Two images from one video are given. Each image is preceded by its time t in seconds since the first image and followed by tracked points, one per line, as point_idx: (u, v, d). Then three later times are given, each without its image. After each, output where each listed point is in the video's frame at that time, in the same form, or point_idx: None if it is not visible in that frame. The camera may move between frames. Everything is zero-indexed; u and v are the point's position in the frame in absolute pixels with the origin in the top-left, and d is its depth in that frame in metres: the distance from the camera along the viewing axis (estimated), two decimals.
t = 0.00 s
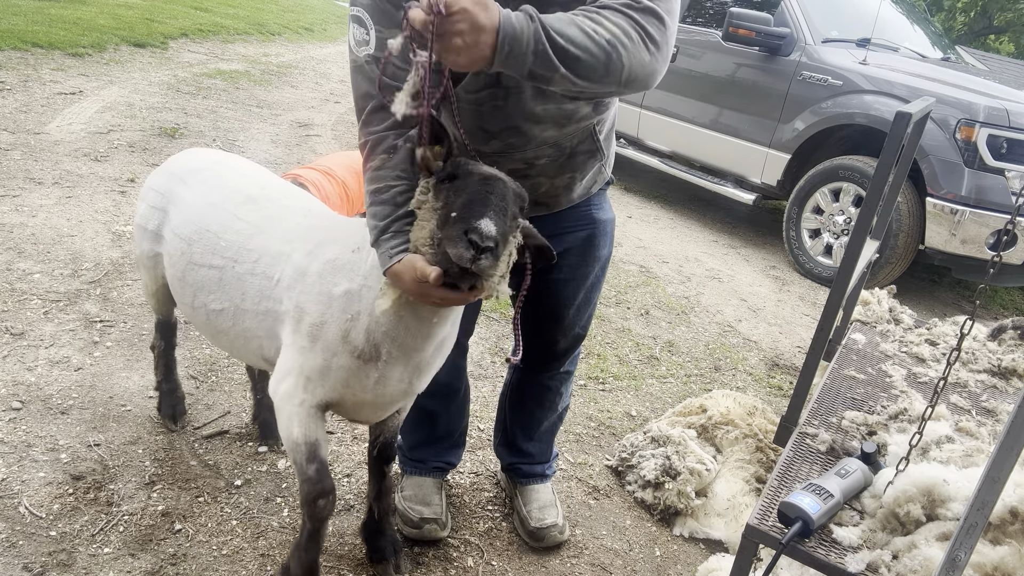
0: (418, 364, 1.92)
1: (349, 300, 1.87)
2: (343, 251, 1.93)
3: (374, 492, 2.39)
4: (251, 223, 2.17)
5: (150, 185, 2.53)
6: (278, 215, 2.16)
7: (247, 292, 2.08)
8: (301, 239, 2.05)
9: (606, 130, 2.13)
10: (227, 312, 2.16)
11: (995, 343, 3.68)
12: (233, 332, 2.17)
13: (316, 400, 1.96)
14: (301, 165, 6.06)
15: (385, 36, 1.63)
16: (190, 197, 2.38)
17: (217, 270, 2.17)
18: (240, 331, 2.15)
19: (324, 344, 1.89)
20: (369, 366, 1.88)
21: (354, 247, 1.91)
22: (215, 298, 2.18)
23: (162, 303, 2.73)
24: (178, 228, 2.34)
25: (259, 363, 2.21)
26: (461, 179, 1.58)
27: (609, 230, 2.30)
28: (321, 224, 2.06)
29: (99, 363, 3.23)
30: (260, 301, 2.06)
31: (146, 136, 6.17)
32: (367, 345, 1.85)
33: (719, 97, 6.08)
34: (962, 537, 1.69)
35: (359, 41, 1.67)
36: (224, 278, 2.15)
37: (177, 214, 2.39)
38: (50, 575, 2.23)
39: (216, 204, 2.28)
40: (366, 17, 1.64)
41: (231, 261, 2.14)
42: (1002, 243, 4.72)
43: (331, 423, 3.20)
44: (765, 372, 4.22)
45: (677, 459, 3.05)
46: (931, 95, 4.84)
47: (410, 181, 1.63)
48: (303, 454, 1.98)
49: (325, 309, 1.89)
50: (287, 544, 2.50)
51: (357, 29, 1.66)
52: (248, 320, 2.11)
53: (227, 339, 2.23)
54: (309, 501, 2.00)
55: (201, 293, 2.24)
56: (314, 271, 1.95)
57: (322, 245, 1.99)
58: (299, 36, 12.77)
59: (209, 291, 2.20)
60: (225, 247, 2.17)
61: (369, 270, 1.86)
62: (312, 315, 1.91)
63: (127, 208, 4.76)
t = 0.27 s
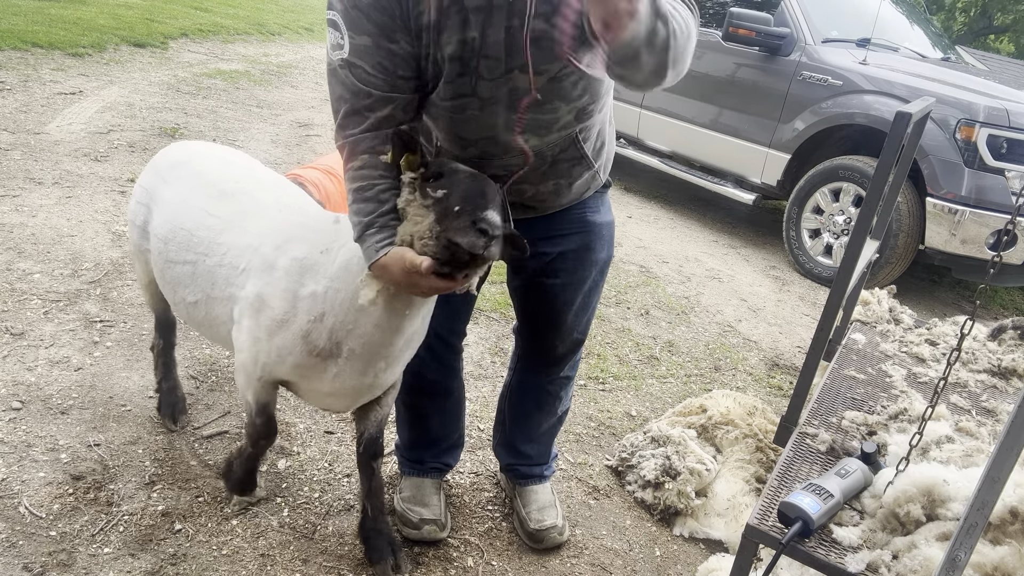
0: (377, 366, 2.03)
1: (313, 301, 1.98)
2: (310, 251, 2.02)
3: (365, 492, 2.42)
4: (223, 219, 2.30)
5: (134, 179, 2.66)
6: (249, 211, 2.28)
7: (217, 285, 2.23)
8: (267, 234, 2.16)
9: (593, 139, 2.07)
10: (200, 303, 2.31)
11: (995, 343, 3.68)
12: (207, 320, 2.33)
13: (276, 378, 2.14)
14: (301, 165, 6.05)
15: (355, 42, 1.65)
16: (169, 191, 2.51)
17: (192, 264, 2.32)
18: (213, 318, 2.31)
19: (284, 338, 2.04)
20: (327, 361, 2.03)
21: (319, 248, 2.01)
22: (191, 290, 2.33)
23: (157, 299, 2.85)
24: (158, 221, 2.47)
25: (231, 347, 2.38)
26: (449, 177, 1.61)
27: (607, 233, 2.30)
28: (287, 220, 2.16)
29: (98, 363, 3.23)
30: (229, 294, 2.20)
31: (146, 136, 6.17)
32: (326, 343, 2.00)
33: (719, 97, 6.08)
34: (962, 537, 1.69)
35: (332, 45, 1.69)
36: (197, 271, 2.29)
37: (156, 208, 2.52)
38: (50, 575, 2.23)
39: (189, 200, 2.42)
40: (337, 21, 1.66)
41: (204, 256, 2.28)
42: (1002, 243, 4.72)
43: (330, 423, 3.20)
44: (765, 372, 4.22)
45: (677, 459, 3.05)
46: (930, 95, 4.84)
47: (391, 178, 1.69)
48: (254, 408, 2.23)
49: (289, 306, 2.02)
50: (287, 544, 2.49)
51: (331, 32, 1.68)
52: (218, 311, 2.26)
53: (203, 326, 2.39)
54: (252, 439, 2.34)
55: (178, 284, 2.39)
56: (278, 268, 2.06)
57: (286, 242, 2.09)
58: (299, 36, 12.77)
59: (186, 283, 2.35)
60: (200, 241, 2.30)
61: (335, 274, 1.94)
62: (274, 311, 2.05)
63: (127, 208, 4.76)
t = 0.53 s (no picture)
0: (360, 339, 2.24)
1: (308, 273, 2.17)
2: (307, 228, 2.22)
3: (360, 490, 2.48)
4: (219, 200, 2.51)
5: (136, 169, 2.88)
6: (245, 195, 2.50)
7: (211, 257, 2.43)
8: (263, 213, 2.37)
9: (586, 148, 2.10)
10: (193, 276, 2.51)
11: (995, 343, 3.68)
12: (197, 292, 2.53)
13: (268, 346, 2.32)
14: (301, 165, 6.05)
15: (331, 56, 1.78)
16: (165, 176, 2.71)
17: (185, 240, 2.51)
18: (203, 290, 2.51)
19: (277, 305, 2.23)
20: (315, 330, 2.21)
21: (315, 226, 2.21)
22: (183, 264, 2.53)
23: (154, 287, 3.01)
24: (153, 201, 2.67)
25: (219, 321, 2.57)
26: (441, 191, 1.89)
27: (603, 233, 2.31)
28: (282, 202, 2.38)
29: (98, 363, 3.24)
30: (222, 264, 2.40)
31: (146, 136, 6.17)
32: (318, 313, 2.18)
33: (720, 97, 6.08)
34: (962, 537, 1.69)
35: (316, 50, 1.82)
36: (191, 246, 2.49)
37: (151, 190, 2.72)
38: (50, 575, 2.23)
39: (185, 182, 2.64)
40: (319, 31, 1.78)
41: (199, 232, 2.48)
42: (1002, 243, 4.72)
43: (330, 423, 3.20)
44: (765, 372, 4.22)
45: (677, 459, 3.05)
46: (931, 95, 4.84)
47: (382, 183, 1.91)
48: (245, 378, 2.39)
49: (285, 276, 2.22)
50: (287, 544, 2.49)
51: (315, 38, 1.81)
52: (210, 282, 2.45)
53: (193, 300, 2.58)
54: (241, 408, 2.46)
55: (171, 260, 2.59)
56: (275, 242, 2.26)
57: (282, 220, 2.30)
58: (299, 36, 12.76)
59: (179, 257, 2.55)
60: (196, 219, 2.51)
61: (331, 249, 2.14)
62: (269, 279, 2.24)
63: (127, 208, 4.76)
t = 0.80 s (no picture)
0: (366, 320, 2.45)
1: (315, 262, 2.36)
2: (310, 219, 2.40)
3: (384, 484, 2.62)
4: (220, 190, 2.66)
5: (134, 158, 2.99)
6: (245, 185, 2.65)
7: (217, 247, 2.58)
8: (266, 204, 2.53)
9: (582, 156, 2.11)
10: (199, 265, 2.66)
11: (995, 343, 3.68)
12: (203, 280, 2.68)
13: (279, 332, 2.50)
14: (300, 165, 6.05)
15: (329, 64, 1.84)
16: (165, 167, 2.84)
17: (190, 229, 2.66)
18: (209, 279, 2.66)
19: (288, 292, 2.41)
20: (325, 315, 2.41)
21: (318, 216, 2.39)
22: (188, 253, 2.68)
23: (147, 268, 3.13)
24: (155, 192, 2.81)
25: (227, 306, 2.73)
26: (421, 182, 2.04)
27: (603, 229, 2.32)
28: (283, 191, 2.55)
29: (98, 363, 3.24)
30: (229, 252, 2.55)
31: (146, 136, 6.17)
32: (326, 299, 2.38)
33: (720, 98, 6.08)
34: (962, 537, 1.69)
35: (315, 54, 1.89)
36: (196, 235, 2.64)
37: (152, 182, 2.85)
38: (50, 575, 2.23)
39: (187, 173, 2.76)
40: (319, 38, 1.85)
41: (203, 222, 2.63)
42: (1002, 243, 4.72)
43: (330, 423, 3.20)
44: (764, 372, 4.22)
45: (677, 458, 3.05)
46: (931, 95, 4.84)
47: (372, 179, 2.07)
48: (253, 368, 2.56)
49: (293, 265, 2.39)
50: (287, 544, 2.49)
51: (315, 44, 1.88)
52: (217, 270, 2.61)
53: (199, 287, 2.73)
54: (247, 402, 2.59)
55: (176, 248, 2.73)
56: (280, 232, 2.43)
57: (285, 210, 2.46)
58: (299, 36, 12.76)
59: (183, 246, 2.69)
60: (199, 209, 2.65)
61: (335, 240, 2.32)
62: (278, 269, 2.42)
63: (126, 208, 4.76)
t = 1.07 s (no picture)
0: (367, 307, 2.47)
1: (320, 249, 2.38)
2: (315, 207, 2.42)
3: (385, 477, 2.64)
4: (224, 181, 2.67)
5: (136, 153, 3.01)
6: (248, 176, 2.67)
7: (222, 239, 2.58)
8: (271, 194, 2.55)
9: (588, 159, 2.10)
10: (205, 257, 2.66)
11: (995, 343, 3.68)
12: (209, 272, 2.68)
13: (286, 325, 2.50)
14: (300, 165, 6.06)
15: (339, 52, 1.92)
16: (168, 159, 2.86)
17: (195, 222, 2.67)
18: (216, 271, 2.67)
19: (294, 281, 2.42)
20: (330, 302, 2.43)
21: (322, 204, 2.42)
22: (194, 245, 2.68)
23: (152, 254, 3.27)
24: (159, 186, 2.82)
25: (234, 300, 2.73)
26: (409, 184, 2.11)
27: (606, 239, 2.32)
28: (287, 182, 2.57)
29: (98, 363, 3.24)
30: (235, 244, 2.56)
31: (146, 136, 6.17)
32: (331, 286, 2.39)
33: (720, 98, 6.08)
34: (962, 537, 1.69)
35: (329, 43, 1.97)
36: (202, 227, 2.64)
37: (156, 176, 2.87)
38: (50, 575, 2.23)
39: (193, 166, 2.77)
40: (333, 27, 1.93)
41: (208, 214, 2.63)
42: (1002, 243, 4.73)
43: (329, 423, 3.20)
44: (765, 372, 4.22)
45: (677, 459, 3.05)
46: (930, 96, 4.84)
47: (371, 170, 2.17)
48: (259, 365, 2.56)
49: (299, 254, 2.40)
50: (287, 544, 2.49)
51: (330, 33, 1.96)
52: (224, 263, 2.61)
53: (205, 280, 2.74)
54: (251, 400, 2.59)
55: (181, 242, 2.74)
56: (286, 222, 2.45)
57: (290, 199, 2.49)
58: (299, 36, 12.76)
59: (189, 240, 2.70)
60: (204, 202, 2.66)
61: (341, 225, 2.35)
62: (285, 258, 2.43)
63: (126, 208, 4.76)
